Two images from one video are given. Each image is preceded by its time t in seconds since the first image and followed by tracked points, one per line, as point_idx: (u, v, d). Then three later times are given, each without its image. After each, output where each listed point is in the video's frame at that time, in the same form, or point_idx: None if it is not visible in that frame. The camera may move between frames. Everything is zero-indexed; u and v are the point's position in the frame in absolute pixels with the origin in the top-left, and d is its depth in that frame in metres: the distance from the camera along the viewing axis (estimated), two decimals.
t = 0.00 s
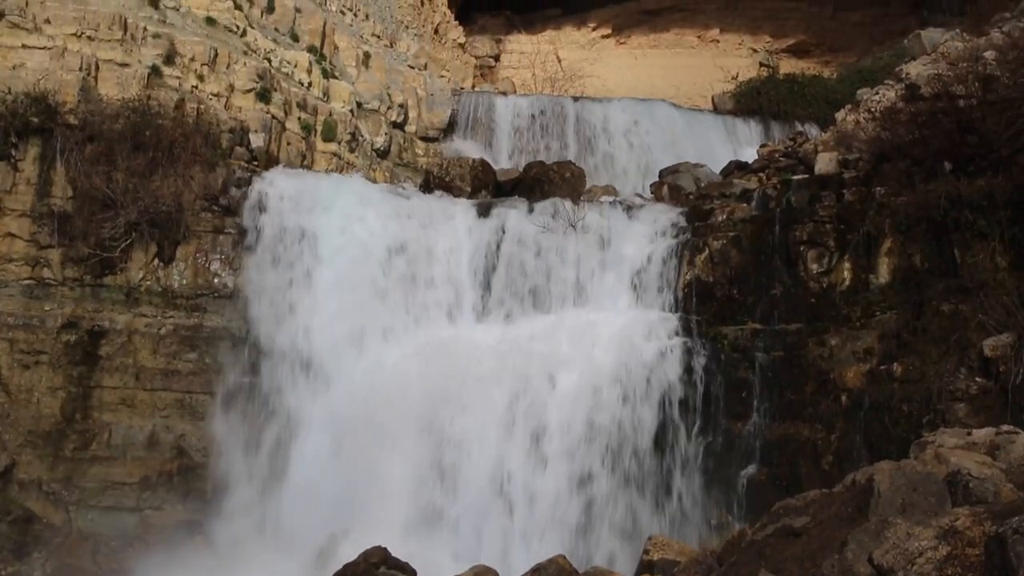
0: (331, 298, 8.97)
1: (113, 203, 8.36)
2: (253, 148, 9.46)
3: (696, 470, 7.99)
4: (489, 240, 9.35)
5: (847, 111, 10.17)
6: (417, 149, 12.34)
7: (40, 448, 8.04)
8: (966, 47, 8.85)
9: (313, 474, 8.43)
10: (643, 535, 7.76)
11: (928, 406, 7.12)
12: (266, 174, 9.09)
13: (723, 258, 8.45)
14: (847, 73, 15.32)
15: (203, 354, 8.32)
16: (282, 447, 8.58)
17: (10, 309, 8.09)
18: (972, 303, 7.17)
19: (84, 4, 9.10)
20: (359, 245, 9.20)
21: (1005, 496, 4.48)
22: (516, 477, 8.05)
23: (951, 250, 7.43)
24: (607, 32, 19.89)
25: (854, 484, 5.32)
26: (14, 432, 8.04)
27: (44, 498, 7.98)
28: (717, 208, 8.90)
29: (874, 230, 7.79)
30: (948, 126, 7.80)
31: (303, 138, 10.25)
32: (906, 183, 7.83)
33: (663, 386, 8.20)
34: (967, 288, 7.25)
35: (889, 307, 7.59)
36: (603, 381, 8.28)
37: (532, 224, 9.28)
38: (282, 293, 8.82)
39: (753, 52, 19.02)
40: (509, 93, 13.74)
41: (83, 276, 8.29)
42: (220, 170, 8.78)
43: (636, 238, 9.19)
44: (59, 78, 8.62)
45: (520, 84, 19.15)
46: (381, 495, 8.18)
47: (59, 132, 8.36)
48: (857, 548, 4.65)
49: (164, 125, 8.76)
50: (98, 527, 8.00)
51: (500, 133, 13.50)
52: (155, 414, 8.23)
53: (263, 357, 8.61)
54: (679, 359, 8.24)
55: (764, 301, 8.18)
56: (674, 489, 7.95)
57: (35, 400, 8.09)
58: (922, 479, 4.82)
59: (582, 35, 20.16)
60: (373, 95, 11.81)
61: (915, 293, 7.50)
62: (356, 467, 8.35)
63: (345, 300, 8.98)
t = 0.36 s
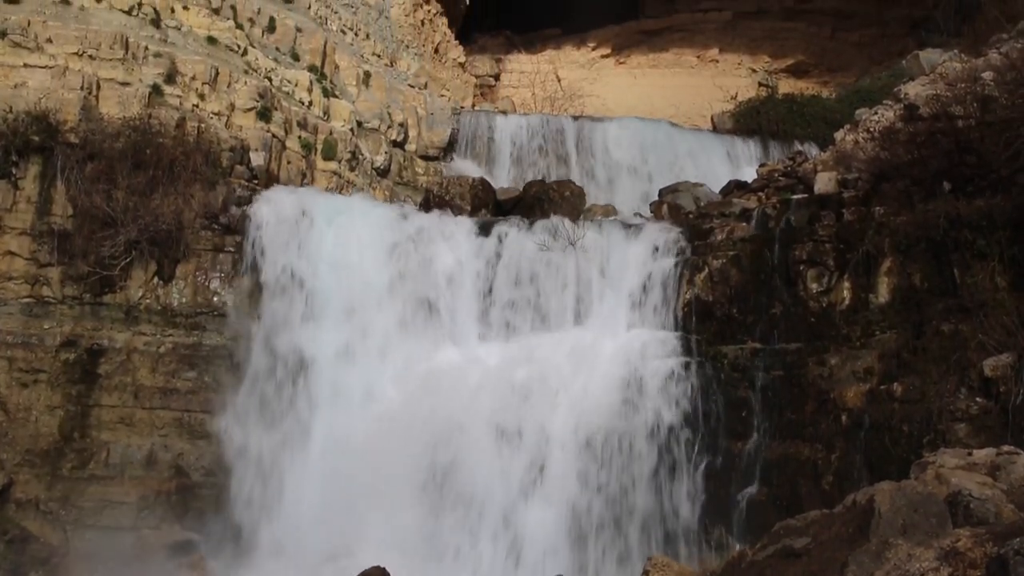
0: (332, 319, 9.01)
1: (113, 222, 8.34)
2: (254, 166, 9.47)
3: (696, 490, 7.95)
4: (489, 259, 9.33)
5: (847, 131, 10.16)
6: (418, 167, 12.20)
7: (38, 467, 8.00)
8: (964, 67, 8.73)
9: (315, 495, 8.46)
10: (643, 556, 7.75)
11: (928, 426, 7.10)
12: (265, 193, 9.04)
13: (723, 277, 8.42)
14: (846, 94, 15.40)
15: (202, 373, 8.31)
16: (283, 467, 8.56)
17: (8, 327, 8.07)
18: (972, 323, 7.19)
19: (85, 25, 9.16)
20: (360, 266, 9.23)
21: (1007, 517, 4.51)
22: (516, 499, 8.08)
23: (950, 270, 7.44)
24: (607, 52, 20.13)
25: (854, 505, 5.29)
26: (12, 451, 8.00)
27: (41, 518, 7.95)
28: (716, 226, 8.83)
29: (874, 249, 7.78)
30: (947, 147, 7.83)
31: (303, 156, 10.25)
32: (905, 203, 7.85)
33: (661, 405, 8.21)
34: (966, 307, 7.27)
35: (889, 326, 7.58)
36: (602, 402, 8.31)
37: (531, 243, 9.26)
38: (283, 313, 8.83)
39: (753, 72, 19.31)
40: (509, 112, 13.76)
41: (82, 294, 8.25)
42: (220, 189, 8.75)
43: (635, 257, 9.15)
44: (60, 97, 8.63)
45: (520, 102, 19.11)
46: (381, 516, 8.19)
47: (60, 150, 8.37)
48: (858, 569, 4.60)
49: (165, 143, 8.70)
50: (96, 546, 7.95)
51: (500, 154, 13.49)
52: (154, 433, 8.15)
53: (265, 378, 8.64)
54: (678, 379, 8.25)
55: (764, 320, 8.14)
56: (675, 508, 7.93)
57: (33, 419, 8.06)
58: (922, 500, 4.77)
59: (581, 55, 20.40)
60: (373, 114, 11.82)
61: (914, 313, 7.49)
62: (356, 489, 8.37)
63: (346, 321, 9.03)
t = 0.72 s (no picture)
0: (331, 338, 8.92)
1: (112, 241, 8.31)
2: (254, 186, 9.48)
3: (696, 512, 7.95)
4: (488, 279, 9.33)
5: (845, 152, 10.20)
6: (417, 188, 12.11)
7: (35, 487, 7.93)
8: (961, 90, 8.64)
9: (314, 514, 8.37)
10: None
11: (928, 449, 7.12)
12: (265, 212, 9.05)
13: (722, 298, 8.39)
14: (845, 115, 15.49)
15: (201, 393, 8.25)
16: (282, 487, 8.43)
17: (7, 347, 8.03)
18: (972, 344, 7.20)
19: (86, 45, 9.20)
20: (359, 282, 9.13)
21: (1008, 540, 4.48)
22: (517, 518, 8.00)
23: (950, 292, 7.46)
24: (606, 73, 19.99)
25: (855, 527, 5.26)
26: (9, 471, 7.91)
27: (38, 539, 7.87)
28: (715, 247, 8.81)
29: (873, 270, 7.77)
30: (946, 169, 7.76)
31: (303, 176, 10.25)
32: (904, 224, 7.85)
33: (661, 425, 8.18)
34: (966, 329, 7.29)
35: (889, 348, 7.56)
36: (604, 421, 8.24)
37: (531, 263, 9.25)
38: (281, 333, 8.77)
39: (752, 93, 19.52)
40: (508, 132, 13.81)
41: (80, 314, 8.21)
42: (219, 209, 8.73)
43: (634, 277, 9.16)
44: (60, 117, 8.66)
45: (519, 124, 19.19)
46: (381, 536, 8.10)
47: (60, 170, 8.38)
48: None
49: (165, 163, 8.70)
50: (93, 568, 7.91)
51: (499, 174, 13.53)
52: (151, 453, 8.12)
53: (262, 397, 8.54)
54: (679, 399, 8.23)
55: (763, 341, 8.09)
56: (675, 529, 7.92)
57: (30, 439, 7.97)
58: (922, 522, 4.74)
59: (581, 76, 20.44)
60: (373, 134, 11.85)
61: (914, 335, 7.48)
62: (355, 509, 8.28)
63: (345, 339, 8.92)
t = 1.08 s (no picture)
0: (329, 357, 8.84)
1: (112, 261, 8.29)
2: (253, 207, 9.49)
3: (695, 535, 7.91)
4: (488, 299, 9.29)
5: (843, 174, 10.23)
6: (417, 209, 12.02)
7: (32, 508, 7.86)
8: (960, 112, 8.61)
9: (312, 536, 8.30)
10: None
11: (928, 470, 7.07)
12: (264, 232, 9.02)
13: (721, 318, 8.40)
14: (844, 137, 15.57)
15: (199, 414, 8.19)
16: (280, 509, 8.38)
17: (5, 367, 8.01)
18: (972, 365, 7.19)
19: (87, 66, 9.24)
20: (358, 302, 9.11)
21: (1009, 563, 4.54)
22: (515, 541, 7.98)
23: (950, 313, 7.45)
24: (605, 94, 20.29)
25: (856, 549, 5.19)
26: (6, 492, 7.85)
27: (34, 560, 7.80)
28: (714, 267, 8.82)
29: (873, 291, 7.78)
30: (945, 190, 7.76)
31: (303, 197, 10.25)
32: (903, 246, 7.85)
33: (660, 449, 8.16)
34: (966, 350, 7.26)
35: (889, 368, 7.54)
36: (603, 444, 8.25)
37: (531, 283, 9.22)
38: (280, 351, 8.69)
39: (751, 114, 19.62)
40: (507, 153, 13.85)
41: (79, 334, 8.18)
42: (219, 229, 8.77)
43: (633, 299, 9.17)
44: (61, 138, 8.65)
45: (518, 144, 19.20)
46: (379, 557, 8.07)
47: (60, 190, 8.38)
48: None
49: (164, 183, 8.72)
50: None
51: (498, 194, 13.52)
52: (149, 474, 8.04)
53: (260, 417, 8.46)
54: (677, 422, 8.22)
55: (763, 361, 8.10)
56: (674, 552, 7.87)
57: (28, 460, 7.93)
58: (923, 545, 4.72)
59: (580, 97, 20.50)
60: (373, 155, 11.81)
61: (913, 356, 7.46)
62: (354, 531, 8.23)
63: (343, 358, 8.86)
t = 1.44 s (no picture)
0: (326, 378, 8.81)
1: (112, 281, 8.24)
2: (253, 227, 9.47)
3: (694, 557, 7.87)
4: (486, 319, 9.26)
5: (842, 195, 10.21)
6: (416, 229, 12.00)
7: (29, 530, 7.79)
8: (958, 134, 8.61)
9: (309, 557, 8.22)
10: None
11: (928, 492, 7.02)
12: (264, 252, 9.07)
13: (721, 339, 8.38)
14: (843, 158, 15.60)
15: (197, 435, 8.16)
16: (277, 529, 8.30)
17: (3, 388, 7.95)
18: (972, 388, 7.13)
19: (88, 87, 9.29)
20: (356, 322, 9.08)
21: None
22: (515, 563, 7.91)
23: (949, 334, 7.42)
24: (604, 115, 20.33)
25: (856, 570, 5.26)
26: (3, 514, 7.79)
27: None
28: (714, 287, 8.82)
29: (871, 312, 7.78)
30: (943, 212, 7.76)
31: (303, 217, 10.21)
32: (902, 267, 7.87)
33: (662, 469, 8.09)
34: (965, 372, 7.23)
35: (888, 390, 7.52)
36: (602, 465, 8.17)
37: (529, 303, 9.17)
38: (277, 372, 8.64)
39: (750, 135, 19.62)
40: (508, 173, 13.85)
41: (78, 354, 8.12)
42: (219, 250, 8.79)
43: (631, 320, 9.14)
44: (61, 158, 8.69)
45: (518, 164, 19.24)
46: None
47: (60, 211, 8.37)
48: None
49: (164, 205, 8.72)
50: None
51: (496, 215, 13.52)
52: (147, 495, 8.00)
53: (258, 438, 8.42)
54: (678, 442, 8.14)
55: (762, 383, 8.06)
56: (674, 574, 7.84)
57: (25, 481, 7.88)
58: (923, 567, 4.82)
59: (580, 118, 20.53)
60: (372, 175, 11.78)
61: (913, 378, 7.44)
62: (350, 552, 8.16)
63: (342, 379, 8.83)
